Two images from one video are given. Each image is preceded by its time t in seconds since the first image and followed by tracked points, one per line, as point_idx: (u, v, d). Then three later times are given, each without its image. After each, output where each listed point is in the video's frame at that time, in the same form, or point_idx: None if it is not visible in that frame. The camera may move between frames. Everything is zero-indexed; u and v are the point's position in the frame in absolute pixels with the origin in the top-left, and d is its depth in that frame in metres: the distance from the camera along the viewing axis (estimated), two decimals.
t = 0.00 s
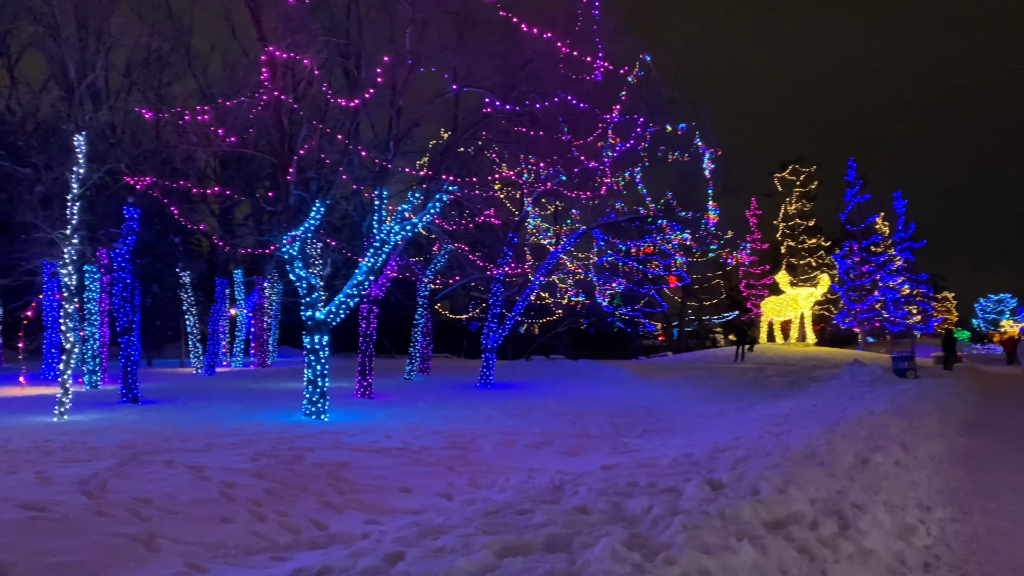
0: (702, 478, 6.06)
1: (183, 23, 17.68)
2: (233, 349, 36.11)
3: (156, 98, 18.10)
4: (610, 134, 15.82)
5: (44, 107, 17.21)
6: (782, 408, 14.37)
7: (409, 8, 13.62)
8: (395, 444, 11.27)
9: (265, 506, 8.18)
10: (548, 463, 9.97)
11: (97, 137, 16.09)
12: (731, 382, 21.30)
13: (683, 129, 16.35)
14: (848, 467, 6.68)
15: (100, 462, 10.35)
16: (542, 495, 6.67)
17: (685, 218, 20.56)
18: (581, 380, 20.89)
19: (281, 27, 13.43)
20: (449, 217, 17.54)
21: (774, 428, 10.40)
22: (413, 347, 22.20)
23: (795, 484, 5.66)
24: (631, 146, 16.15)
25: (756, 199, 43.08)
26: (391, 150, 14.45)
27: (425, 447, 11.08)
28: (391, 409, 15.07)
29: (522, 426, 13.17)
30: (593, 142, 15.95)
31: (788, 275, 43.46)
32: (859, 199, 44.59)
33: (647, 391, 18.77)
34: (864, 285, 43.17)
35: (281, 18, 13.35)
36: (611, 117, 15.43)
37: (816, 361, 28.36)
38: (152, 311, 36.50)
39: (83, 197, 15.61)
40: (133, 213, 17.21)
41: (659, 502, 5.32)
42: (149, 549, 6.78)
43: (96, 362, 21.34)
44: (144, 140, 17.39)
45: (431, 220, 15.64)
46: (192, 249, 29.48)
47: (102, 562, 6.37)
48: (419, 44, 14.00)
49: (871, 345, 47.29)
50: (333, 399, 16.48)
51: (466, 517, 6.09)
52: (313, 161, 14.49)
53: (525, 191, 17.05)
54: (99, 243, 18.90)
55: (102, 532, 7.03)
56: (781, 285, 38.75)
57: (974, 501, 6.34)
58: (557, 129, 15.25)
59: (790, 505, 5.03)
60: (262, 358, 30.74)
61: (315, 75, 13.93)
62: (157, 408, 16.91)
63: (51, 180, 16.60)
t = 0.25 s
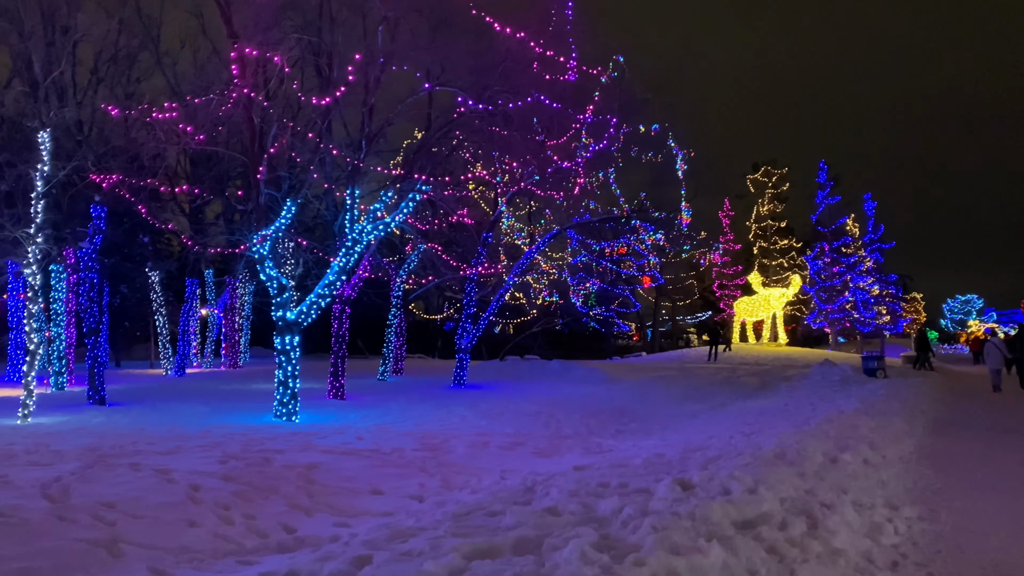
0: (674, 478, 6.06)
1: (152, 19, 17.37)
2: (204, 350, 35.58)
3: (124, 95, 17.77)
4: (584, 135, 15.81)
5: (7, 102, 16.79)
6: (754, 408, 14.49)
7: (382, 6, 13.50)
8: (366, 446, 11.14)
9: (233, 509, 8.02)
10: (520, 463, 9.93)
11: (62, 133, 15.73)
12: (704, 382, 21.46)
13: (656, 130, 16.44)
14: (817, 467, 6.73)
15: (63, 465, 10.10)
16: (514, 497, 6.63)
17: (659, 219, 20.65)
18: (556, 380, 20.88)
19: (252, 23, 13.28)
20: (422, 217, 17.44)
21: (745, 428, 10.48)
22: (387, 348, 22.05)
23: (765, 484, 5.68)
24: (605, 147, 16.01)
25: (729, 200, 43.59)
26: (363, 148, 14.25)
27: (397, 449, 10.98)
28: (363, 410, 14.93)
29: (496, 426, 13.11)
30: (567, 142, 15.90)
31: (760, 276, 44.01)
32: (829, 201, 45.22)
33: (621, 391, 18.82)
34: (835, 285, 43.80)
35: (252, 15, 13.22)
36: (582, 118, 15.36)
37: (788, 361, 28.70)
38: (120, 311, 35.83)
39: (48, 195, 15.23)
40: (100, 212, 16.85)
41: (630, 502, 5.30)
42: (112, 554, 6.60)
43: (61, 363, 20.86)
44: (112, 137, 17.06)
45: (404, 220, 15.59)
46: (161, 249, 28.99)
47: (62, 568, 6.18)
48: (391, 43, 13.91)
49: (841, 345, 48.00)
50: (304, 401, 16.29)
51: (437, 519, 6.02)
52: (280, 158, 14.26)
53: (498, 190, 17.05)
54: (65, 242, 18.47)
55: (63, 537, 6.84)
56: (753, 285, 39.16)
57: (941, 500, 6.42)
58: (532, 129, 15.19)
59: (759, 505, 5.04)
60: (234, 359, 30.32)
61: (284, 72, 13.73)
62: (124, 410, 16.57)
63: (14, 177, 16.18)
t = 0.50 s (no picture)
0: (641, 477, 6.05)
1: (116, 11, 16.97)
2: (171, 349, 34.96)
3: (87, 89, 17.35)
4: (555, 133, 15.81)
5: None
6: (724, 407, 14.61)
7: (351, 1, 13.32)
8: (334, 446, 10.99)
9: (195, 512, 7.84)
10: (490, 463, 9.86)
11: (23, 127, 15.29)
12: (674, 381, 21.60)
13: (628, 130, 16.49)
14: (784, 465, 6.78)
15: (20, 467, 9.81)
16: (482, 497, 6.56)
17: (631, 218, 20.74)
18: (527, 380, 20.86)
19: (219, 17, 13.06)
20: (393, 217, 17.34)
21: (714, 427, 10.55)
22: (358, 347, 21.85)
23: (731, 483, 5.68)
24: (576, 146, 16.02)
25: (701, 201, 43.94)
26: (332, 145, 13.91)
27: (365, 449, 10.85)
28: (332, 410, 14.77)
29: (466, 426, 13.04)
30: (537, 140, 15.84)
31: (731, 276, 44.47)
32: (799, 202, 45.81)
33: (592, 390, 18.85)
34: (805, 286, 44.44)
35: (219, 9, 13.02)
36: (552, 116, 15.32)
37: (758, 360, 29.03)
38: (84, 310, 35.05)
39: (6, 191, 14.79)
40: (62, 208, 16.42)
41: (596, 502, 5.28)
42: (68, 558, 6.40)
43: (22, 363, 20.33)
44: (74, 132, 16.64)
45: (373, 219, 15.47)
46: (127, 247, 28.41)
47: (14, 574, 5.98)
48: (360, 40, 13.75)
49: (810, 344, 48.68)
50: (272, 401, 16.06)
51: (402, 520, 5.93)
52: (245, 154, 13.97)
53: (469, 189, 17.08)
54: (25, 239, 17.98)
55: (17, 541, 6.62)
56: (724, 285, 39.54)
57: (905, 498, 6.50)
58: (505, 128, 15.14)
59: (725, 504, 5.03)
60: (202, 359, 29.83)
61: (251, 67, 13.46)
62: (87, 411, 16.19)
63: None
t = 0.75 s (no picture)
0: (602, 477, 6.03)
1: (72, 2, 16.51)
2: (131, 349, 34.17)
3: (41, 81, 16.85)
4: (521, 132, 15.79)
5: None
6: (688, 405, 14.74)
7: None
8: (294, 447, 10.80)
9: (148, 514, 7.62)
10: (453, 464, 9.78)
11: None
12: (640, 380, 21.73)
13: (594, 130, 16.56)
14: (744, 463, 6.82)
15: None
16: (443, 498, 6.48)
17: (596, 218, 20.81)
18: (492, 378, 20.83)
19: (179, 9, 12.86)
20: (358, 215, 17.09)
21: (677, 425, 10.61)
22: (322, 346, 21.58)
23: (691, 482, 5.69)
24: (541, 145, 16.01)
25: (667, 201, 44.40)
26: (293, 141, 13.83)
27: (326, 450, 10.69)
28: (294, 410, 14.55)
29: (430, 426, 12.93)
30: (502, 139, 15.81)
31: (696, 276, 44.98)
32: (763, 203, 46.51)
33: (559, 389, 18.87)
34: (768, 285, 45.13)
35: None
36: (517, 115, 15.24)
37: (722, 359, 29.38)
38: (39, 308, 34.06)
39: None
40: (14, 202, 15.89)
41: (557, 503, 5.23)
42: (12, 564, 6.15)
43: None
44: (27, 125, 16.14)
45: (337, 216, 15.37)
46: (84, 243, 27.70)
47: None
48: (323, 35, 13.55)
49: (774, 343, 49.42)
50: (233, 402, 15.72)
51: (360, 523, 5.82)
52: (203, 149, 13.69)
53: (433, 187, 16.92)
54: None
55: None
56: (689, 284, 39.97)
57: (863, 496, 6.60)
58: (472, 127, 15.10)
59: (684, 504, 5.02)
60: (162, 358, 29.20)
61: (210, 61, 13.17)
62: (39, 411, 15.70)
63: None
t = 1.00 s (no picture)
0: (573, 476, 6.00)
1: None
2: (102, 346, 33.59)
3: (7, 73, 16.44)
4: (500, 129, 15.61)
5: None
6: (665, 403, 14.76)
7: None
8: (265, 447, 10.64)
9: (112, 516, 7.45)
10: (426, 463, 9.70)
11: None
12: (617, 377, 21.75)
13: (571, 127, 16.53)
14: (716, 462, 6.83)
15: None
16: (412, 499, 6.42)
17: (574, 216, 20.81)
18: (470, 377, 20.70)
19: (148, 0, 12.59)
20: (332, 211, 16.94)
21: (652, 423, 10.63)
22: (297, 343, 21.33)
23: (662, 481, 5.67)
24: (520, 142, 16.04)
25: (645, 199, 44.66)
26: (265, 137, 13.65)
27: (298, 450, 10.55)
28: (268, 409, 14.39)
29: (405, 425, 12.81)
30: (481, 136, 15.73)
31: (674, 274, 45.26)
32: (739, 202, 46.93)
33: (535, 387, 18.83)
34: (745, 284, 45.52)
35: None
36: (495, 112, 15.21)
37: (699, 357, 29.54)
38: (7, 305, 33.35)
39: None
40: None
41: (527, 503, 5.19)
42: None
43: None
44: None
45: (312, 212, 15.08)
46: (54, 240, 27.16)
47: None
48: (296, 30, 13.36)
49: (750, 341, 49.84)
50: (205, 400, 15.53)
51: (328, 524, 5.75)
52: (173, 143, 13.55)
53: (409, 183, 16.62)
54: None
55: None
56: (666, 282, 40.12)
57: (833, 494, 6.64)
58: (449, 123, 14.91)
59: (654, 504, 4.98)
60: (135, 356, 28.76)
61: (181, 55, 13.12)
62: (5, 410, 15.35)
63: None
